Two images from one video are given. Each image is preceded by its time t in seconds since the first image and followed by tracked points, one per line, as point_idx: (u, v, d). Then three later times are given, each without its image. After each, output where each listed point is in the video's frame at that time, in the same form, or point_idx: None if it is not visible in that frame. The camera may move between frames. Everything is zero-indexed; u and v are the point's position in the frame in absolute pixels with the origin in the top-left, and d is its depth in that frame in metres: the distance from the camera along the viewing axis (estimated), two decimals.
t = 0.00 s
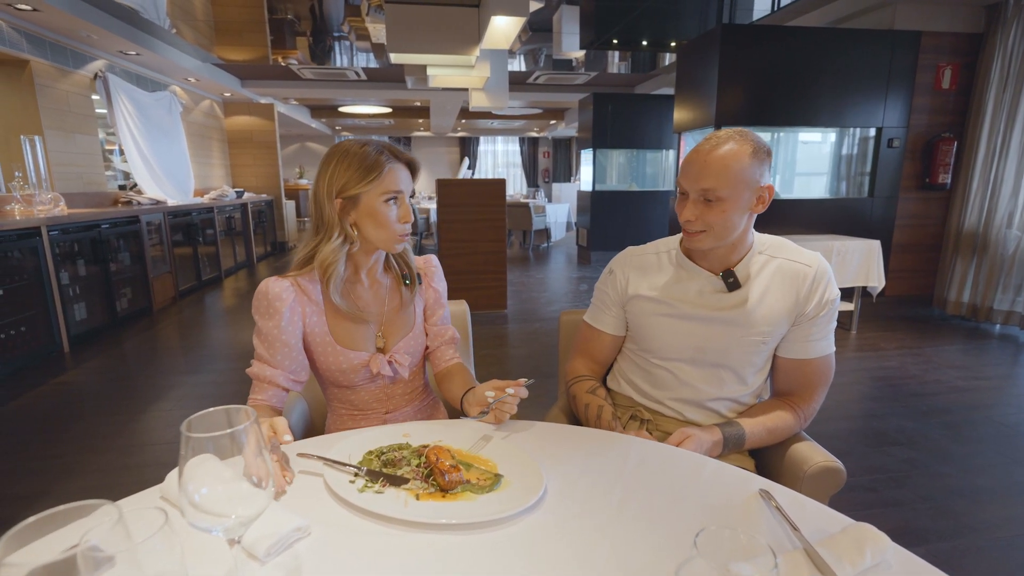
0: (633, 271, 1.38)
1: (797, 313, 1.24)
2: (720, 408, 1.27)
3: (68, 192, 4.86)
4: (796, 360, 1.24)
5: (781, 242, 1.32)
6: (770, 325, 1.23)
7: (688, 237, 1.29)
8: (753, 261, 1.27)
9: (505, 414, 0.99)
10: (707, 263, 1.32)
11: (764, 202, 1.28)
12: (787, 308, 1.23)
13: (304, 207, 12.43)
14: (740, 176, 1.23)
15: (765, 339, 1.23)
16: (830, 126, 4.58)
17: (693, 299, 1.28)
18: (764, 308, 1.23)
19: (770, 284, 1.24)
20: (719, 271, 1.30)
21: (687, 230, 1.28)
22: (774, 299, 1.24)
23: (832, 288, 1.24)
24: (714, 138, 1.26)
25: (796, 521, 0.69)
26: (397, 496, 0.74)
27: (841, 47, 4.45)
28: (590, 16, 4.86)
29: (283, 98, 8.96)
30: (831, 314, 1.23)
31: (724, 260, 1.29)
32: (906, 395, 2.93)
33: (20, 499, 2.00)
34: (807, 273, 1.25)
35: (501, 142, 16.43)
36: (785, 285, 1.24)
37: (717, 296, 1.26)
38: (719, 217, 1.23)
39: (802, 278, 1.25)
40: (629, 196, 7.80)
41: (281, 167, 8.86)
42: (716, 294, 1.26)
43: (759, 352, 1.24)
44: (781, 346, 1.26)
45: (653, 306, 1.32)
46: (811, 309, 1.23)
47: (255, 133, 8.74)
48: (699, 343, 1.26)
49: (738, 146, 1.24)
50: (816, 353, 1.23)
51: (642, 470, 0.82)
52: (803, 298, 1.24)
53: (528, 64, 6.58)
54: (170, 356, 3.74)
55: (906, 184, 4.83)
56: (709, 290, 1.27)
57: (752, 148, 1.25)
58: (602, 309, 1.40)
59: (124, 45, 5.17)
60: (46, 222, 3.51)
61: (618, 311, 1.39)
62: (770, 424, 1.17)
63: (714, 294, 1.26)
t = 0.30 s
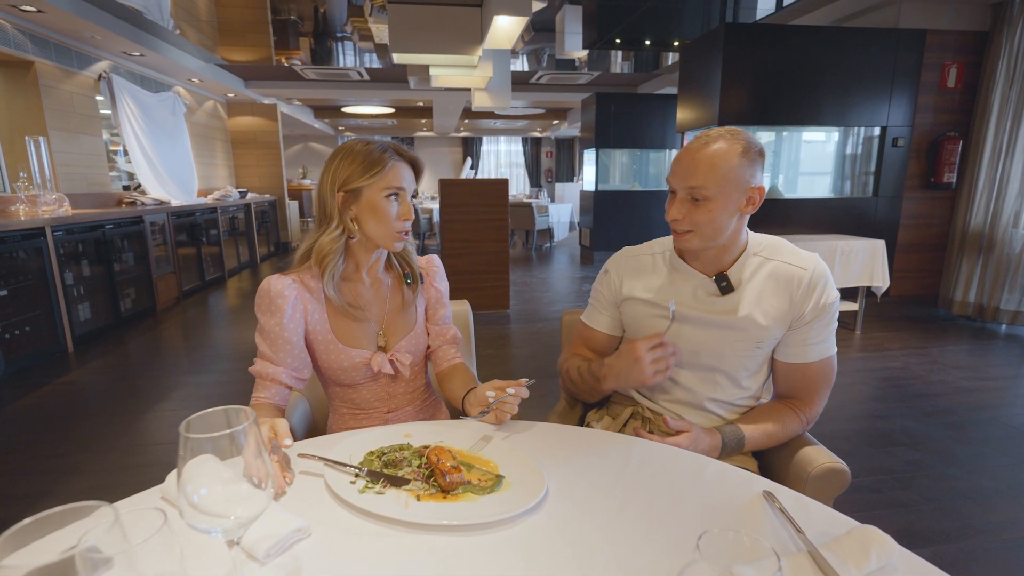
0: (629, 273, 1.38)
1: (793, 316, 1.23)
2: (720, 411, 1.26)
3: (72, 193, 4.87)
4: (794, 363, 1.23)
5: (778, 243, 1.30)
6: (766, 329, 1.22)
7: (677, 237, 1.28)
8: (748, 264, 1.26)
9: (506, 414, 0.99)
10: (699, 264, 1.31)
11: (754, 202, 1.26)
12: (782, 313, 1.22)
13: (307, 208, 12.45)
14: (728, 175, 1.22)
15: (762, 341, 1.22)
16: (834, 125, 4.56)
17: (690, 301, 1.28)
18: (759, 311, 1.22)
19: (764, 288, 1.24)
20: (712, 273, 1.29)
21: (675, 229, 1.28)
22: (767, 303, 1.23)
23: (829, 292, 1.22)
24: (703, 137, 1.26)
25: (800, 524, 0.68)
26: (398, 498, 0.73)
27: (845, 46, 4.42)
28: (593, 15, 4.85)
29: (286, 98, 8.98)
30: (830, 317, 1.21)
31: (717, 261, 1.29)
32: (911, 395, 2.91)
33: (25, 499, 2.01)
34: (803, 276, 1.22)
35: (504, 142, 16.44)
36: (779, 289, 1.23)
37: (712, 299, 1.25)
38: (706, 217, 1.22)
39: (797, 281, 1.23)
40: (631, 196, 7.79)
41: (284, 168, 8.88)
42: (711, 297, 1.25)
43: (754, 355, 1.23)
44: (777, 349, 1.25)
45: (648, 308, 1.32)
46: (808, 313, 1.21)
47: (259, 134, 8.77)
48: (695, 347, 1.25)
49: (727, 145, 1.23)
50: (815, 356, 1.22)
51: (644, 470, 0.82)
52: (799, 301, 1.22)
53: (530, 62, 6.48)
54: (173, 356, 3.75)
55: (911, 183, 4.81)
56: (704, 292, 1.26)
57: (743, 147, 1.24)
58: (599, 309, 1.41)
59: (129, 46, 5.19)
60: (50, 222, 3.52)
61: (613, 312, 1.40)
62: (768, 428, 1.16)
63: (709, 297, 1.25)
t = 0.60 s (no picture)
0: (634, 273, 1.37)
1: (797, 315, 1.22)
2: (724, 409, 1.26)
3: (77, 194, 4.90)
4: (799, 362, 1.23)
5: (783, 241, 1.29)
6: (770, 327, 1.21)
7: (677, 244, 1.28)
8: (751, 263, 1.26)
9: (508, 413, 0.99)
10: (703, 265, 1.30)
11: (751, 202, 1.26)
12: (787, 311, 1.22)
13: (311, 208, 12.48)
14: (721, 180, 1.21)
15: (767, 340, 1.22)
16: (839, 123, 4.54)
17: (693, 300, 1.27)
18: (765, 309, 1.22)
19: (768, 286, 1.23)
20: (716, 272, 1.29)
21: (675, 236, 1.27)
22: (771, 302, 1.22)
23: (835, 290, 1.22)
24: (693, 144, 1.24)
25: (806, 524, 0.67)
26: (400, 497, 0.73)
27: (850, 44, 4.41)
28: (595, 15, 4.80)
29: (289, 99, 9.01)
30: (834, 316, 1.21)
31: (720, 262, 1.28)
32: (916, 395, 2.89)
33: (30, 498, 2.02)
34: (808, 274, 1.22)
35: (507, 142, 16.44)
36: (783, 287, 1.23)
37: (716, 298, 1.24)
38: (704, 222, 1.22)
39: (802, 278, 1.22)
40: (635, 195, 7.78)
41: (288, 168, 8.90)
42: (714, 296, 1.24)
43: (759, 354, 1.23)
44: (783, 348, 1.25)
45: (650, 307, 1.31)
46: (813, 311, 1.21)
47: (262, 135, 8.79)
48: (700, 345, 1.24)
49: (719, 150, 1.22)
50: (820, 355, 1.21)
51: (647, 470, 0.82)
52: (804, 299, 1.22)
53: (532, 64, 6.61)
54: (177, 356, 3.77)
55: (916, 182, 4.79)
56: (708, 292, 1.26)
57: (734, 149, 1.23)
58: (602, 309, 1.40)
59: (133, 47, 5.21)
60: (55, 223, 3.54)
61: (617, 312, 1.39)
62: (774, 427, 1.16)
63: (713, 296, 1.24)
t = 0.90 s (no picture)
0: (644, 269, 1.36)
1: (808, 310, 1.22)
2: (730, 407, 1.25)
3: (82, 195, 4.92)
4: (808, 358, 1.22)
5: (794, 240, 1.29)
6: (781, 323, 1.21)
7: (689, 238, 1.28)
8: (763, 260, 1.25)
9: (511, 413, 0.99)
10: (716, 260, 1.30)
11: (764, 199, 1.24)
12: (798, 306, 1.21)
13: (314, 209, 12.52)
14: (733, 176, 1.20)
15: (776, 336, 1.21)
16: (843, 122, 4.51)
17: (702, 297, 1.27)
18: (775, 305, 1.21)
19: (781, 281, 1.22)
20: (730, 269, 1.28)
21: (688, 231, 1.28)
22: (782, 297, 1.22)
23: (845, 286, 1.22)
24: (707, 139, 1.24)
25: (811, 524, 0.67)
26: (404, 497, 0.73)
27: (854, 42, 4.39)
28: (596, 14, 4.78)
29: (292, 100, 9.04)
30: (844, 312, 1.21)
31: (732, 257, 1.28)
32: (922, 394, 2.88)
33: (36, 498, 2.03)
34: (820, 270, 1.23)
35: (509, 142, 16.45)
36: (796, 282, 1.22)
37: (727, 293, 1.24)
38: (714, 217, 1.22)
39: (814, 275, 1.23)
40: (637, 195, 7.77)
41: (291, 169, 8.92)
42: (725, 293, 1.24)
43: (769, 350, 1.22)
44: (792, 344, 1.24)
45: (660, 303, 1.31)
46: (823, 307, 1.21)
47: (265, 136, 8.82)
48: (708, 341, 1.24)
49: (732, 146, 1.21)
50: (828, 351, 1.21)
51: (652, 471, 0.81)
52: (816, 296, 1.21)
53: (534, 63, 6.63)
54: (181, 357, 3.78)
55: (921, 180, 4.77)
56: (720, 288, 1.25)
57: (749, 145, 1.22)
58: (611, 306, 1.39)
59: (136, 49, 5.23)
60: (60, 225, 3.55)
61: (627, 309, 1.38)
62: (780, 425, 1.15)
63: (724, 292, 1.24)
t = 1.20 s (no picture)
0: (652, 263, 1.36)
1: (815, 307, 1.22)
2: (736, 405, 1.24)
3: (87, 197, 4.94)
4: (814, 356, 1.22)
5: (802, 236, 1.29)
6: (788, 321, 1.21)
7: (698, 234, 1.28)
8: (771, 257, 1.25)
9: (516, 411, 0.99)
10: (724, 257, 1.30)
11: (772, 195, 1.23)
12: (806, 303, 1.21)
13: (317, 210, 12.56)
14: (742, 172, 1.20)
15: (783, 334, 1.21)
16: (847, 120, 4.50)
17: (710, 294, 1.27)
18: (782, 302, 1.21)
19: (789, 278, 1.22)
20: (739, 267, 1.28)
21: (696, 229, 1.27)
22: (790, 294, 1.21)
23: (852, 283, 1.22)
24: (716, 135, 1.24)
25: (819, 521, 0.67)
26: (411, 495, 0.73)
27: (859, 40, 4.37)
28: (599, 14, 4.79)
29: (296, 101, 9.06)
30: (851, 309, 1.20)
31: (741, 255, 1.27)
32: (927, 393, 2.86)
33: (42, 498, 2.04)
34: (828, 267, 1.22)
35: (512, 142, 16.46)
36: (804, 279, 1.22)
37: (735, 291, 1.24)
38: (723, 213, 1.21)
39: (821, 272, 1.22)
40: (640, 194, 7.76)
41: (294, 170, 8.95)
42: (733, 290, 1.24)
43: (777, 347, 1.22)
44: (799, 342, 1.24)
45: (667, 299, 1.31)
46: (830, 304, 1.21)
47: (269, 137, 8.84)
48: (715, 338, 1.24)
49: (741, 142, 1.21)
50: (835, 349, 1.21)
51: (657, 469, 0.81)
52: (823, 292, 1.21)
53: (538, 62, 6.67)
54: (186, 358, 3.80)
55: (926, 178, 4.74)
56: (728, 286, 1.25)
57: (757, 141, 1.22)
58: (618, 302, 1.39)
59: (141, 52, 5.25)
60: (66, 226, 3.58)
61: (634, 304, 1.38)
62: (787, 424, 1.15)
63: (732, 290, 1.24)
